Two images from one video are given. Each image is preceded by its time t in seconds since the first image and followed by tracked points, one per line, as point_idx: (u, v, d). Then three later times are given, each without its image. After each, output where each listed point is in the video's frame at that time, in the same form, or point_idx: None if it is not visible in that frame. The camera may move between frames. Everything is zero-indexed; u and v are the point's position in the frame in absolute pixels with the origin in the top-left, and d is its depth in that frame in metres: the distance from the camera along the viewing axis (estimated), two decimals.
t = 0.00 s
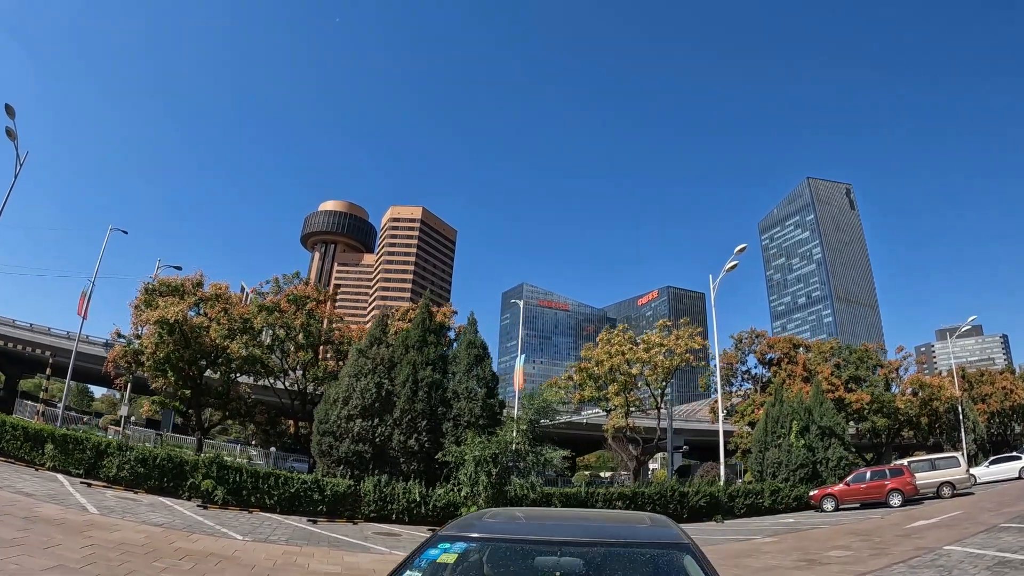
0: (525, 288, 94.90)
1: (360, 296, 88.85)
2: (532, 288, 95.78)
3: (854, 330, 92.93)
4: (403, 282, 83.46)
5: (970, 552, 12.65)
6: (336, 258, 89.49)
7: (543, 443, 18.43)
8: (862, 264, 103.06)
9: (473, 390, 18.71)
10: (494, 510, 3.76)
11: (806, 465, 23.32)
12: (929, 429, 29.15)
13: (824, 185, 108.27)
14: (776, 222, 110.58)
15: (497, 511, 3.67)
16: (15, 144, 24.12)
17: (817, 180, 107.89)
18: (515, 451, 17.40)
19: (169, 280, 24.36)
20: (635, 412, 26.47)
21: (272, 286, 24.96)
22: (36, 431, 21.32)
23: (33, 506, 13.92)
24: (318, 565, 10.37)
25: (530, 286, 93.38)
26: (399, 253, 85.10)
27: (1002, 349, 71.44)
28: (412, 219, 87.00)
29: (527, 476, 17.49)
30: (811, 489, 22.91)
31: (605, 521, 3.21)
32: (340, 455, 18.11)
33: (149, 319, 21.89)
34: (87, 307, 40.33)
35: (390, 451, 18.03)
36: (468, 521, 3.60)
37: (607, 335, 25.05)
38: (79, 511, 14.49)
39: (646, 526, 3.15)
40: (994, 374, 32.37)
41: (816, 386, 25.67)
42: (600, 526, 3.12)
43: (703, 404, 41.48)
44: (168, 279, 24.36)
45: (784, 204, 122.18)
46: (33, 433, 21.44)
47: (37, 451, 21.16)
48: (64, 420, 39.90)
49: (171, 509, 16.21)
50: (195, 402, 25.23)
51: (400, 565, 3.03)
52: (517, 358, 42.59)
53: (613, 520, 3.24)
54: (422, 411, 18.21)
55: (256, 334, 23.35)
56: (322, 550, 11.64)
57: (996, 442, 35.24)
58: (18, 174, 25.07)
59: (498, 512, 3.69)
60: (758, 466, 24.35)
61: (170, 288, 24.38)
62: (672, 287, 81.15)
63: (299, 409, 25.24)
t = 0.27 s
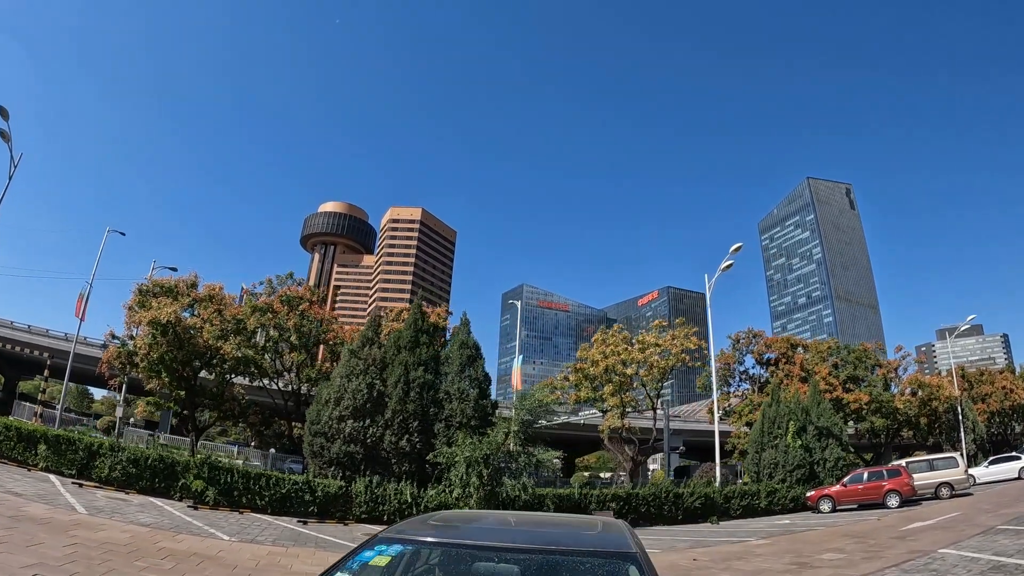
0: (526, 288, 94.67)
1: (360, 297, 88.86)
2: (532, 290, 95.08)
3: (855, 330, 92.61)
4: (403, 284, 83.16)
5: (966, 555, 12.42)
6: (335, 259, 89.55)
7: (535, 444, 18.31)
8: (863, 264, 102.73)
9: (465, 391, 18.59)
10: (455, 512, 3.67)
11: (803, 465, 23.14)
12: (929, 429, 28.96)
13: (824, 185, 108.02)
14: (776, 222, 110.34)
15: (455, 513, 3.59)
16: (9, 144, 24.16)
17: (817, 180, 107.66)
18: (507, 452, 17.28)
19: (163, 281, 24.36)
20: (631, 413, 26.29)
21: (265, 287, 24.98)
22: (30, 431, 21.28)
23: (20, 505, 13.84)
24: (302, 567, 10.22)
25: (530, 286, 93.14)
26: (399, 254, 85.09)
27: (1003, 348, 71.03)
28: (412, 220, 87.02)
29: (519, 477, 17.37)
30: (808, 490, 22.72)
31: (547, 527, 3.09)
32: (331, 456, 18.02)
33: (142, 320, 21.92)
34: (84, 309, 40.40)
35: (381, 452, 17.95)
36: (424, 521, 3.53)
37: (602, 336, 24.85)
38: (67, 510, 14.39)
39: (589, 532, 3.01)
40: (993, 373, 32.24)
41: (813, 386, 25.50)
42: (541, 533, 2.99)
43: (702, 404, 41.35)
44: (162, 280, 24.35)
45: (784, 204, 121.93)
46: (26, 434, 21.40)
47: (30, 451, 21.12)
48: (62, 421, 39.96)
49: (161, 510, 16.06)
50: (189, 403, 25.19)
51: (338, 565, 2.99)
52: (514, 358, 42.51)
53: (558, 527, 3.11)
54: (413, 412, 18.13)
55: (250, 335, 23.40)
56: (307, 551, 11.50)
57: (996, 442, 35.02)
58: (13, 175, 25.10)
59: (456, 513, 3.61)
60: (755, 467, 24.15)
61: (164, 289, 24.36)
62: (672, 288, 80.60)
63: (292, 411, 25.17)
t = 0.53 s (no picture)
0: (526, 288, 94.58)
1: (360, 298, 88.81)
2: (532, 290, 94.99)
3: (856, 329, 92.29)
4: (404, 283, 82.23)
5: (962, 556, 12.19)
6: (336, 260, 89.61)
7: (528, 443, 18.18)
8: (863, 263, 102.45)
9: (458, 389, 18.46)
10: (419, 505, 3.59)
11: (801, 465, 22.96)
12: (929, 429, 28.84)
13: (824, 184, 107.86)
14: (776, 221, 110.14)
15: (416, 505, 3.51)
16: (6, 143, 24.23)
17: (817, 180, 107.49)
18: (499, 451, 17.16)
19: (158, 280, 24.37)
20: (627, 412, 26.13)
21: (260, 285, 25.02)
22: (24, 429, 21.24)
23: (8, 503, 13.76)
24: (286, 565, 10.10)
25: (530, 287, 93.02)
26: (399, 254, 85.06)
27: (1004, 347, 70.68)
28: (411, 220, 87.04)
29: (511, 476, 17.26)
30: (806, 489, 22.54)
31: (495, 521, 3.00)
32: (324, 455, 17.96)
33: (137, 319, 21.97)
34: (83, 309, 40.50)
35: (374, 451, 17.90)
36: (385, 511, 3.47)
37: (599, 335, 24.69)
38: (56, 507, 14.32)
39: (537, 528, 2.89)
40: (994, 372, 32.19)
41: (811, 384, 25.32)
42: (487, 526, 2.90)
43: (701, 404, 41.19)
44: (157, 279, 24.36)
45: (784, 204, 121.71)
46: (20, 432, 21.37)
47: (25, 450, 21.09)
48: (61, 422, 40.02)
49: (152, 508, 15.96)
50: (184, 403, 25.17)
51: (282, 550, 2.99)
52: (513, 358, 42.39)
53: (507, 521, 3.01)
54: (406, 410, 18.07)
55: (244, 334, 23.46)
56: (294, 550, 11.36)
57: (996, 441, 34.84)
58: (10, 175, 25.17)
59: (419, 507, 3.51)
60: (753, 467, 23.93)
61: (158, 288, 24.35)
62: (672, 289, 79.88)
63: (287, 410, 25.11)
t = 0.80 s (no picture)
0: (527, 288, 94.40)
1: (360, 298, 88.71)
2: (533, 290, 95.56)
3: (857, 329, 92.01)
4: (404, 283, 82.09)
5: (959, 558, 11.93)
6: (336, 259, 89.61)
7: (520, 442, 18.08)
8: (865, 262, 102.15)
9: (450, 388, 18.36)
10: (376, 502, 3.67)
11: (799, 464, 22.74)
12: (929, 428, 28.75)
13: (825, 184, 107.63)
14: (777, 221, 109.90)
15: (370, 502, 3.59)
16: None
17: (818, 179, 107.26)
18: (492, 450, 17.04)
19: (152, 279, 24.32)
20: (623, 412, 25.95)
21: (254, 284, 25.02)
22: (17, 428, 21.15)
23: None
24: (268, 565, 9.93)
25: (531, 286, 92.86)
26: (399, 253, 84.90)
27: (1005, 346, 70.39)
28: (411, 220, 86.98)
29: (504, 476, 17.14)
30: (803, 489, 22.35)
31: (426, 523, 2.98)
32: (315, 453, 17.85)
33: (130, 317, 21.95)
34: (81, 309, 40.53)
35: (365, 450, 17.80)
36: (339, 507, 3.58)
37: (595, 333, 24.44)
38: (43, 504, 14.20)
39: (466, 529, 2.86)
40: (995, 371, 32.07)
41: (809, 383, 25.10)
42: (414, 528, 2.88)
43: (701, 403, 40.98)
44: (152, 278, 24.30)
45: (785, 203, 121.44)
46: (13, 431, 21.29)
47: (18, 448, 21.00)
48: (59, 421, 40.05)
49: (142, 507, 15.83)
50: (179, 401, 25.12)
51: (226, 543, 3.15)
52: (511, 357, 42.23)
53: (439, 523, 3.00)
54: (398, 409, 18.00)
55: (238, 334, 23.46)
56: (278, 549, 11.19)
57: (997, 440, 34.67)
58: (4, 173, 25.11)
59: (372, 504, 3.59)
60: (750, 467, 23.72)
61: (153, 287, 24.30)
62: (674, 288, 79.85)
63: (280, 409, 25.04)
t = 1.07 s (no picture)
0: (527, 288, 94.23)
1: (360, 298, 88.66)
2: (534, 290, 95.49)
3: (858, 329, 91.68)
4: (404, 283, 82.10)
5: (952, 561, 11.71)
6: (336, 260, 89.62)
7: (512, 441, 17.98)
8: (866, 262, 101.83)
9: (442, 387, 18.27)
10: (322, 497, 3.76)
11: (795, 464, 22.56)
12: (928, 427, 28.58)
13: (825, 184, 107.39)
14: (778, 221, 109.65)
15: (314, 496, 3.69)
16: None
17: (818, 179, 107.04)
18: (483, 450, 16.92)
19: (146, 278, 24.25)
20: (619, 411, 25.80)
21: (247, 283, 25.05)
22: (10, 426, 21.10)
23: None
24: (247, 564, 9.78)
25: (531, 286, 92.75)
26: (399, 253, 84.82)
27: (1006, 346, 70.04)
28: (411, 220, 86.93)
29: (495, 475, 17.01)
30: (800, 489, 22.17)
31: (349, 516, 3.05)
32: (306, 452, 17.78)
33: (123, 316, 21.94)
34: (79, 309, 40.58)
35: (356, 448, 17.74)
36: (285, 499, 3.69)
37: (590, 332, 24.24)
38: (32, 501, 14.12)
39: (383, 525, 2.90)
40: (995, 371, 31.88)
41: (806, 382, 24.91)
42: (335, 523, 2.96)
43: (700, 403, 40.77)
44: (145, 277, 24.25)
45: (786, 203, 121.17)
46: (6, 429, 21.24)
47: (11, 446, 20.95)
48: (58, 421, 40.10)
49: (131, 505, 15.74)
50: (173, 400, 25.11)
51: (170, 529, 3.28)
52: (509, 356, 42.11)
53: (363, 517, 3.05)
54: (389, 408, 17.94)
55: (231, 334, 23.50)
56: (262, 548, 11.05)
57: (997, 440, 34.46)
58: None
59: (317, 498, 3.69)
60: (746, 467, 23.54)
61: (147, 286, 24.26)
62: (674, 287, 79.59)
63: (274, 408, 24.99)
